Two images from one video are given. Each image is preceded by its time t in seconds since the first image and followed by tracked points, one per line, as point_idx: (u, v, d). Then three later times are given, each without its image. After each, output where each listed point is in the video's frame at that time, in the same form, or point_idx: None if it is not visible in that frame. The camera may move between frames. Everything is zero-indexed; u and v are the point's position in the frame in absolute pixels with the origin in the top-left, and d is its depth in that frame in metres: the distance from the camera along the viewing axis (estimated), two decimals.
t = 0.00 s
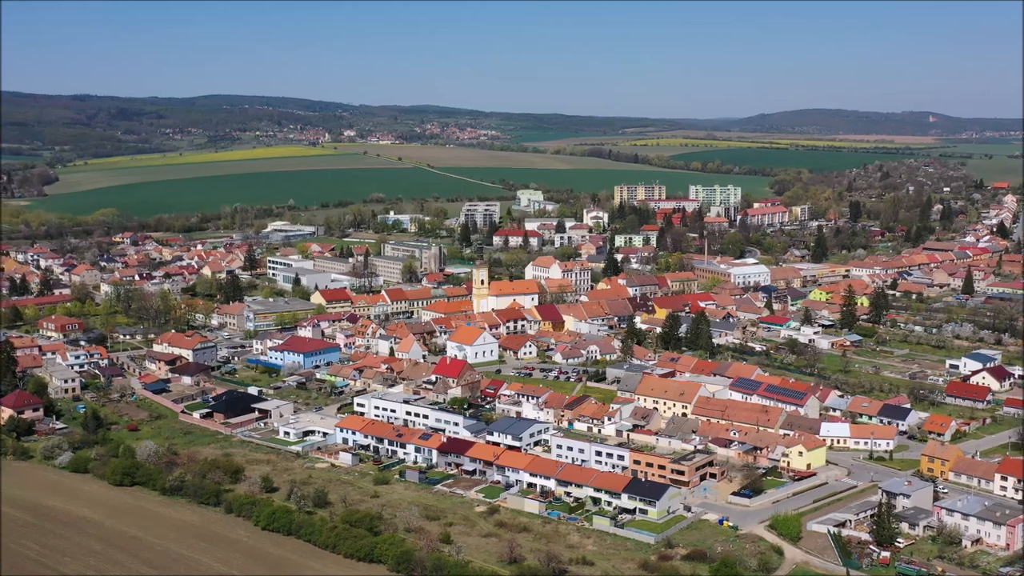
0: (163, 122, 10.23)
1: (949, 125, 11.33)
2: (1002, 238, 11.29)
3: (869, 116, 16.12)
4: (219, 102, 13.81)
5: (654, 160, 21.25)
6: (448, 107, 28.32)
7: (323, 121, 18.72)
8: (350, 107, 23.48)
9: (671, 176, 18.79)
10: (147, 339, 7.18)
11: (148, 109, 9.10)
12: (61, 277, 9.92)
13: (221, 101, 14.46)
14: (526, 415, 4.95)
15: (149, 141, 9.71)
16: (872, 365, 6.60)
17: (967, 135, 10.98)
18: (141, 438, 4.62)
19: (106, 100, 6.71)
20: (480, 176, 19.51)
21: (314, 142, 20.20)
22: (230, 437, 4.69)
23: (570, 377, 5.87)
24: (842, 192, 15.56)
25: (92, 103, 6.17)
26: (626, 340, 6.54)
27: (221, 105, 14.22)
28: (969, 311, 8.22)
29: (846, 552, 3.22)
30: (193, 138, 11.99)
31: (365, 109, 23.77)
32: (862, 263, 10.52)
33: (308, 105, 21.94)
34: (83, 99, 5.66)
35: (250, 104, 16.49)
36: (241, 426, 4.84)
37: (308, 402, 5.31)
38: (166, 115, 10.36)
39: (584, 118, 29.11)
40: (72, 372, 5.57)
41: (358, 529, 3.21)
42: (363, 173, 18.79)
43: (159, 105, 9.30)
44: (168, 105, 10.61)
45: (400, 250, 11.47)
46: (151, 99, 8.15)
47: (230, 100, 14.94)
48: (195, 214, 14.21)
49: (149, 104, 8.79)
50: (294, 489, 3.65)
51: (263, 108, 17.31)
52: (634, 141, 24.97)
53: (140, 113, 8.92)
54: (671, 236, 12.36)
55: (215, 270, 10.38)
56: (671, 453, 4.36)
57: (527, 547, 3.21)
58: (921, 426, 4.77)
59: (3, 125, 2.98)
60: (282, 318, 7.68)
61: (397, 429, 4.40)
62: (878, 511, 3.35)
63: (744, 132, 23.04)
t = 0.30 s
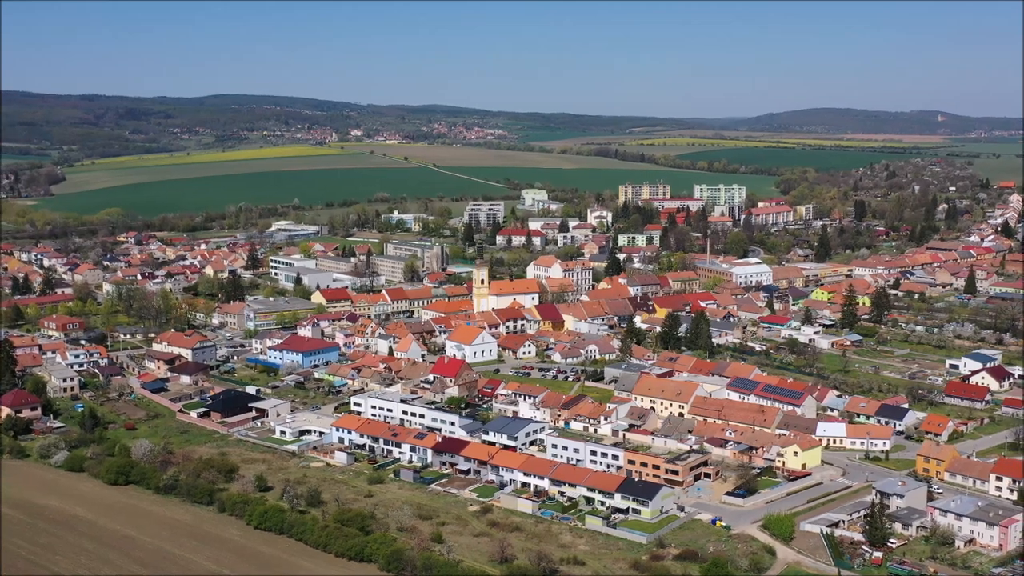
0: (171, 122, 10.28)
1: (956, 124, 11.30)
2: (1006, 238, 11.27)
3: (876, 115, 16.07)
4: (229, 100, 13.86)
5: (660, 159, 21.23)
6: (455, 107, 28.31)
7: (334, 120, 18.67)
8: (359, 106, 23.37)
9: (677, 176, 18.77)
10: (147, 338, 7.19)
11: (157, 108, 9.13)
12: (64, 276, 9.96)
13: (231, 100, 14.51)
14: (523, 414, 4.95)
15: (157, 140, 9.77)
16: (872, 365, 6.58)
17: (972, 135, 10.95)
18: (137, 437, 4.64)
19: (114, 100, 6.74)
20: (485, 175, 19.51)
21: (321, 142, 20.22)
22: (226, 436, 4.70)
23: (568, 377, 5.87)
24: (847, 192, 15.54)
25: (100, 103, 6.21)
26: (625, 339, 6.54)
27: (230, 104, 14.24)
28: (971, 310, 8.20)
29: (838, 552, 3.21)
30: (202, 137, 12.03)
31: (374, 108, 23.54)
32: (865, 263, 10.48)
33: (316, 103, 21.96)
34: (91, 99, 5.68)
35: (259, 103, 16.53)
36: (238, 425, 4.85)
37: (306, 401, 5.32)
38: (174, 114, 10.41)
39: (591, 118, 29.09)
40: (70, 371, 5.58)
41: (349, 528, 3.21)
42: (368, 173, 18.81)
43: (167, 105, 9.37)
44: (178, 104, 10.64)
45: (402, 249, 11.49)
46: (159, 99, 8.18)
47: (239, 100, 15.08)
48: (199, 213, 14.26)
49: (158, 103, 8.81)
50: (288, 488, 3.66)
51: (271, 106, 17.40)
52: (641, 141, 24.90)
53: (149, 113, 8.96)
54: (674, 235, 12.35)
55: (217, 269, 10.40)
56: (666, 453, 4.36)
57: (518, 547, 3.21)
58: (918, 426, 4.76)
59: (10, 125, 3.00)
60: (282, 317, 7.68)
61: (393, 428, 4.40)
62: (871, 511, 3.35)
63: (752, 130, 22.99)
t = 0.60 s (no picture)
0: (178, 122, 10.29)
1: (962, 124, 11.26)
2: (1010, 238, 11.24)
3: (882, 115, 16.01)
4: (235, 100, 13.88)
5: (666, 159, 21.20)
6: (462, 106, 28.30)
7: (349, 118, 18.53)
8: (366, 105, 23.33)
9: (682, 176, 18.72)
10: (147, 338, 7.21)
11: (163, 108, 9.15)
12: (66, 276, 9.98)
13: (238, 100, 14.52)
14: (519, 414, 4.95)
15: (164, 140, 9.80)
16: (871, 365, 6.57)
17: (978, 134, 10.91)
18: (134, 436, 4.65)
19: (121, 100, 6.77)
20: (490, 175, 19.50)
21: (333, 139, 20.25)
22: (222, 436, 4.70)
23: (565, 377, 5.87)
24: (852, 191, 15.51)
25: (106, 103, 6.22)
26: (624, 339, 6.53)
27: (236, 104, 14.24)
28: (973, 311, 8.18)
29: (830, 552, 3.21)
30: (208, 137, 12.06)
31: (381, 108, 23.48)
32: (868, 263, 10.45)
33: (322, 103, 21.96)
34: (96, 99, 5.69)
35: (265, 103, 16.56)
36: (234, 425, 4.86)
37: (303, 400, 5.33)
38: (181, 114, 10.42)
39: (597, 117, 29.05)
40: (69, 371, 5.59)
41: (340, 528, 3.22)
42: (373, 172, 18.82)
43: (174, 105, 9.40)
44: (184, 104, 10.66)
45: (404, 249, 11.51)
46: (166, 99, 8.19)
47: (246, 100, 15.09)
48: (203, 213, 14.28)
49: (164, 103, 8.83)
50: (281, 488, 3.67)
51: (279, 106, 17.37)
52: (647, 140, 24.84)
53: (155, 113, 8.98)
54: (676, 235, 12.33)
55: (219, 269, 10.42)
56: (662, 453, 4.35)
57: (509, 546, 3.22)
58: (915, 426, 4.75)
59: (9, 124, 3.01)
60: (282, 317, 7.69)
61: (388, 428, 4.40)
62: (864, 511, 3.34)
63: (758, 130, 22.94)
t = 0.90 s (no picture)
0: (186, 122, 10.34)
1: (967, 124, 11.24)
2: (1014, 237, 11.20)
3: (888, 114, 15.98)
4: (243, 100, 13.92)
5: (671, 158, 21.18)
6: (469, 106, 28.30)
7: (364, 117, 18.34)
8: (373, 106, 23.30)
9: (686, 176, 18.71)
10: (146, 338, 7.23)
11: (170, 108, 9.20)
12: (68, 275, 10.01)
13: (245, 99, 14.55)
14: (515, 413, 4.95)
15: (171, 140, 9.84)
16: (869, 365, 6.55)
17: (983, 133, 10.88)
18: (129, 435, 4.66)
19: (129, 99, 6.78)
20: (495, 175, 19.51)
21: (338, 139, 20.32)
22: (218, 435, 4.71)
23: (562, 376, 5.88)
24: (856, 190, 15.49)
25: (115, 103, 6.26)
26: (622, 338, 6.53)
27: (243, 104, 14.28)
28: (974, 310, 8.15)
29: (821, 552, 3.20)
30: (216, 138, 12.08)
31: (389, 107, 23.48)
32: (870, 263, 10.42)
33: (329, 102, 21.96)
34: (103, 99, 5.70)
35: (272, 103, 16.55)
36: (230, 424, 4.87)
37: (300, 399, 5.34)
38: (188, 114, 10.47)
39: (604, 117, 29.04)
40: (67, 370, 5.61)
41: (330, 527, 3.22)
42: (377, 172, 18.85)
43: (182, 104, 9.44)
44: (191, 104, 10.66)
45: (406, 249, 11.53)
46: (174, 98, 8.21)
47: (252, 99, 15.13)
48: (207, 212, 14.29)
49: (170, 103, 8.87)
50: (274, 487, 3.68)
51: (286, 106, 17.35)
52: (653, 140, 24.78)
53: (163, 113, 9.03)
54: (679, 234, 12.31)
55: (220, 268, 10.44)
56: (656, 453, 4.35)
57: (499, 546, 3.22)
58: (911, 426, 4.73)
59: (16, 123, 3.01)
60: (281, 316, 7.70)
61: (383, 427, 4.41)
62: (855, 511, 3.33)
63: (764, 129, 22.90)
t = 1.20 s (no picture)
0: (194, 121, 10.39)
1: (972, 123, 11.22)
2: (1017, 236, 11.17)
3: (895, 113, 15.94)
4: (251, 100, 13.97)
5: (678, 158, 21.16)
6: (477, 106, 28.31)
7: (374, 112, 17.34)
8: (381, 105, 23.31)
9: (692, 175, 18.68)
10: (144, 336, 7.24)
11: (178, 108, 9.25)
12: (70, 274, 10.04)
13: (254, 99, 14.60)
14: (508, 412, 4.95)
15: (180, 139, 9.90)
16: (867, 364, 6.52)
17: (988, 133, 10.84)
18: (123, 434, 4.67)
19: (139, 99, 6.82)
20: (500, 175, 19.52)
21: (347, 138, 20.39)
22: (211, 433, 4.72)
23: (557, 375, 5.88)
24: (862, 189, 15.46)
25: (125, 102, 6.30)
26: (618, 338, 6.53)
27: (252, 104, 14.34)
28: (974, 310, 8.12)
29: (807, 552, 3.19)
30: (224, 137, 12.11)
31: (397, 107, 23.50)
32: (872, 262, 10.38)
33: (337, 101, 21.99)
34: (113, 99, 5.75)
35: (280, 103, 16.61)
36: (224, 422, 4.88)
37: (294, 398, 5.35)
38: (197, 114, 10.52)
39: (612, 117, 29.01)
40: (63, 368, 5.63)
41: (317, 526, 3.23)
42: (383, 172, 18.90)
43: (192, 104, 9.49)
44: (200, 102, 10.66)
45: (407, 247, 11.57)
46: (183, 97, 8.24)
47: (261, 99, 15.18)
48: (212, 211, 14.32)
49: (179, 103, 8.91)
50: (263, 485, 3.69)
51: (293, 106, 17.43)
52: (661, 139, 24.72)
53: (172, 113, 9.08)
54: (681, 233, 12.29)
55: (222, 267, 10.47)
56: (647, 452, 4.35)
57: (486, 544, 3.22)
58: (905, 426, 4.72)
59: (21, 122, 3.04)
60: (279, 315, 7.72)
61: (375, 426, 4.41)
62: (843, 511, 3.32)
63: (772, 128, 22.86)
